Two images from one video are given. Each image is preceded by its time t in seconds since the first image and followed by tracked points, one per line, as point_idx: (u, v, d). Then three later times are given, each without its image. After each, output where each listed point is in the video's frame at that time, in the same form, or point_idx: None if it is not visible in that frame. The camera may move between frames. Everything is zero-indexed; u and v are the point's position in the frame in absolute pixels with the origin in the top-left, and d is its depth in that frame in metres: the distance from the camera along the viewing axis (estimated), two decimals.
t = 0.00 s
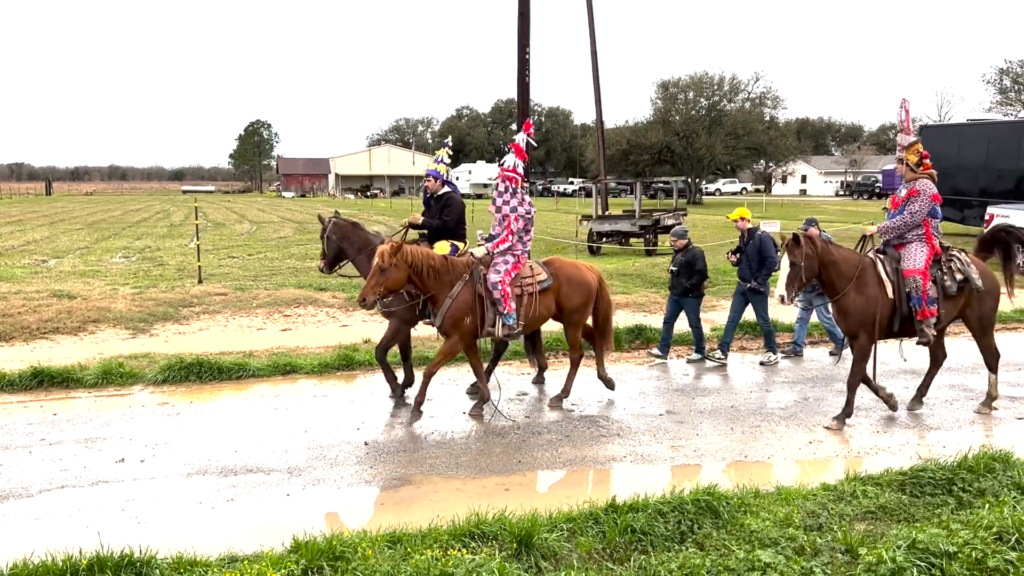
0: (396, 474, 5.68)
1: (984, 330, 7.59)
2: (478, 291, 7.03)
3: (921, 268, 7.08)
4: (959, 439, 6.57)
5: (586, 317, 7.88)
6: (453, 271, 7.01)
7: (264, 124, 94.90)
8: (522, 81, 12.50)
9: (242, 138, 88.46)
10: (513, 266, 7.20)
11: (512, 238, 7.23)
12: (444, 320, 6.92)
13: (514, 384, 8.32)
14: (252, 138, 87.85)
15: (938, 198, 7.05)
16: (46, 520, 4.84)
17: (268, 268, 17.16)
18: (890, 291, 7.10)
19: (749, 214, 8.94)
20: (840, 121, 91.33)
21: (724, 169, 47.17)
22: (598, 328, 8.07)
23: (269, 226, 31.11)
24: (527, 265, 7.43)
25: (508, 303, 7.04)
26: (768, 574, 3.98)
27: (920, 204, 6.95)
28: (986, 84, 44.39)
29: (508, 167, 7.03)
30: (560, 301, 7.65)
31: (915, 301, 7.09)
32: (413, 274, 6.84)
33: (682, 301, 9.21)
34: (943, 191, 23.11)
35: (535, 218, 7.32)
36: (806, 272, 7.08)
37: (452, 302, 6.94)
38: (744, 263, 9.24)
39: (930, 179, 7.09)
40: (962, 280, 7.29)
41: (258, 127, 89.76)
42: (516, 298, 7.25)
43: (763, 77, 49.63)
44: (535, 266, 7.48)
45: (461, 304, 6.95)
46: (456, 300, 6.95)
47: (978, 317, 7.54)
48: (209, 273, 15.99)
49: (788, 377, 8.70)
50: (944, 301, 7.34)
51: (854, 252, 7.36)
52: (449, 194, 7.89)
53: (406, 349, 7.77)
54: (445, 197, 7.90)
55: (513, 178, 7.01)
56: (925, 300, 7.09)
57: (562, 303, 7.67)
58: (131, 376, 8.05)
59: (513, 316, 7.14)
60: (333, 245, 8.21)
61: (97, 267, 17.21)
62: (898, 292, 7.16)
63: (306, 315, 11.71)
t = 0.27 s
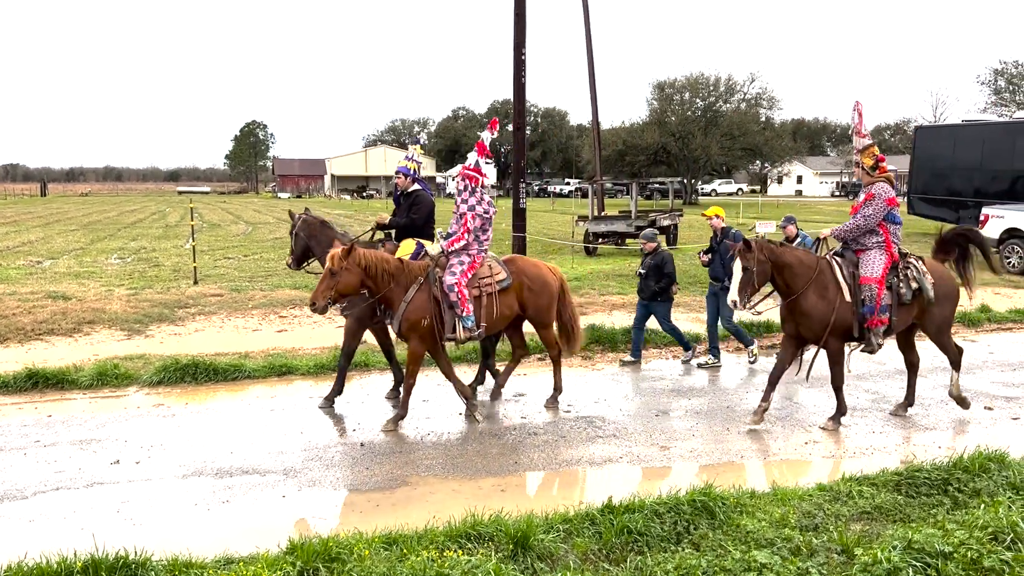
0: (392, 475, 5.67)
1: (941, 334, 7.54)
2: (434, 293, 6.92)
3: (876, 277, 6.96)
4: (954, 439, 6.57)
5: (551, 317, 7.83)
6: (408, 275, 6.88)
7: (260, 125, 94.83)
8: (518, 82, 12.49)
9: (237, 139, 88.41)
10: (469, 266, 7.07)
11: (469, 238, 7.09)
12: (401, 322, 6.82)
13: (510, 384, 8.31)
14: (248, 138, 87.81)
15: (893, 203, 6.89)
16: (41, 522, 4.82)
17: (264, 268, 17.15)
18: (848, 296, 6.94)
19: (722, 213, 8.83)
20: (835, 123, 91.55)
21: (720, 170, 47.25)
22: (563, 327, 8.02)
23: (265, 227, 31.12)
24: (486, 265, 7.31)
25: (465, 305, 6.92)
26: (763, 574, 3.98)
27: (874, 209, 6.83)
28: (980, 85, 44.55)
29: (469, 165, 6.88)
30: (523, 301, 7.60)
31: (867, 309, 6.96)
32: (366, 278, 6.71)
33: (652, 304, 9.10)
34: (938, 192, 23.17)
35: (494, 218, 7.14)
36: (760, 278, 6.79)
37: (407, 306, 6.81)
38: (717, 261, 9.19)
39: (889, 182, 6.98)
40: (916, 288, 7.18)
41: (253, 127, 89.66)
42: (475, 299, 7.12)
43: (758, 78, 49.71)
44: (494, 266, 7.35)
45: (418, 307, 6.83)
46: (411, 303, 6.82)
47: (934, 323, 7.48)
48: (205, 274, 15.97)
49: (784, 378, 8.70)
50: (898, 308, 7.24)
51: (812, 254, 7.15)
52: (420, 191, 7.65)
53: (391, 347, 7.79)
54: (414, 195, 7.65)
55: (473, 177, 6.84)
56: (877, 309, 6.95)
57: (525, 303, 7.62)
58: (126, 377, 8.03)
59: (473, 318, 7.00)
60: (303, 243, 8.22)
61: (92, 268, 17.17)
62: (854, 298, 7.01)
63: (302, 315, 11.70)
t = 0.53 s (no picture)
0: (387, 477, 5.66)
1: (879, 335, 7.35)
2: (389, 294, 6.77)
3: (834, 274, 6.85)
4: (948, 439, 6.59)
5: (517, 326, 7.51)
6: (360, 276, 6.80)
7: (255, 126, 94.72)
8: (514, 82, 12.49)
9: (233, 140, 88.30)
10: (427, 270, 6.92)
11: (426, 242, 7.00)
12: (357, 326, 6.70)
13: (506, 385, 8.30)
14: (243, 139, 87.73)
15: (855, 201, 6.78)
16: (35, 524, 4.81)
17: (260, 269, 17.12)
18: (804, 297, 6.86)
19: (696, 213, 8.70)
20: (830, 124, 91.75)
21: (715, 171, 47.32)
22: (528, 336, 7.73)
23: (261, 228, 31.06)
24: (444, 270, 7.13)
25: (422, 308, 6.78)
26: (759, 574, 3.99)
27: (834, 204, 6.71)
28: (975, 86, 44.72)
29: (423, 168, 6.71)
30: (483, 308, 7.28)
31: (826, 308, 6.88)
32: (314, 281, 6.67)
33: (620, 301, 9.08)
34: (933, 192, 23.23)
35: (450, 222, 7.05)
36: (713, 278, 6.71)
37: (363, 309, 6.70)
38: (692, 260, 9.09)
39: (847, 179, 6.90)
40: (873, 284, 7.10)
41: (249, 128, 89.53)
42: (432, 304, 6.95)
43: (753, 79, 49.82)
44: (454, 271, 7.17)
45: (374, 310, 6.70)
46: (367, 306, 6.70)
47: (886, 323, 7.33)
48: (201, 275, 15.92)
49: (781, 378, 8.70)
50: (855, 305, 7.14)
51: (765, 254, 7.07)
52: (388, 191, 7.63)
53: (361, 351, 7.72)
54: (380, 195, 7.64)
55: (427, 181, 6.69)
56: (836, 306, 6.87)
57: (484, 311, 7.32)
58: (120, 378, 8.01)
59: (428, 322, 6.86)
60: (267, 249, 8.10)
61: (87, 270, 17.13)
62: (811, 297, 6.91)
63: (298, 316, 11.65)
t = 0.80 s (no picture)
0: (382, 478, 5.66)
1: (852, 343, 7.16)
2: (343, 296, 6.68)
3: (787, 281, 6.71)
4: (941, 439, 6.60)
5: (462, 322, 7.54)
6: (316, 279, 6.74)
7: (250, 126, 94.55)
8: (509, 83, 12.49)
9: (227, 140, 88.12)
10: (381, 270, 6.80)
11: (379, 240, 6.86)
12: (308, 328, 6.65)
13: (501, 386, 8.30)
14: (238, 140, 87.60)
15: (809, 210, 6.71)
16: (29, 526, 4.79)
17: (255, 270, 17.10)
18: (755, 304, 6.74)
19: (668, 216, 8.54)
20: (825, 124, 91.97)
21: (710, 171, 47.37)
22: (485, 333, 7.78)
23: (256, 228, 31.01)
24: (398, 268, 7.03)
25: (377, 311, 6.66)
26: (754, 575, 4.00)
27: (789, 215, 6.61)
28: (969, 86, 44.82)
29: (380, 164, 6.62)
30: (436, 306, 7.26)
31: (779, 314, 6.76)
32: (268, 278, 6.60)
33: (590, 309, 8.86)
34: (927, 192, 23.29)
35: (406, 219, 6.93)
36: (664, 288, 6.67)
37: (315, 313, 6.64)
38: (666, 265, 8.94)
39: (804, 188, 6.71)
40: (829, 292, 6.91)
41: (243, 129, 89.33)
42: (386, 304, 6.86)
43: (748, 79, 49.89)
44: (408, 269, 7.07)
45: (327, 314, 6.65)
46: (319, 310, 6.64)
47: (847, 330, 7.14)
48: (196, 276, 15.89)
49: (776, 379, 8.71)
50: (810, 313, 6.96)
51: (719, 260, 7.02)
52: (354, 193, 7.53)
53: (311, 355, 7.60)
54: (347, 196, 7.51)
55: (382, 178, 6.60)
56: (788, 313, 6.75)
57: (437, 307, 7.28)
58: (115, 380, 7.98)
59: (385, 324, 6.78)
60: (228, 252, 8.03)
61: (80, 271, 17.05)
62: (762, 304, 6.81)
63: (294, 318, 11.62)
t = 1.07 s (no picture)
0: (377, 479, 5.65)
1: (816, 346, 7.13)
2: (291, 302, 6.40)
3: (737, 282, 6.56)
4: (934, 439, 6.62)
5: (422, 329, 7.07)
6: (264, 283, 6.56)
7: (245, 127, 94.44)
8: (504, 84, 12.50)
9: (222, 141, 87.98)
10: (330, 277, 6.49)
11: (329, 246, 6.60)
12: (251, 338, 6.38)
13: (496, 387, 8.29)
14: (232, 141, 87.48)
15: (761, 204, 6.66)
16: (23, 528, 4.78)
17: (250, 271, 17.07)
18: (707, 307, 6.57)
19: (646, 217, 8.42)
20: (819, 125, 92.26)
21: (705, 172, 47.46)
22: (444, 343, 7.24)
23: (251, 229, 30.98)
24: (354, 276, 6.71)
25: (322, 318, 6.38)
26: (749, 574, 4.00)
27: (741, 208, 6.57)
28: (962, 87, 44.97)
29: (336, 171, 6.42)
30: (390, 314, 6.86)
31: (732, 316, 6.57)
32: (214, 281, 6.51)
33: (558, 308, 8.75)
34: (920, 193, 23.36)
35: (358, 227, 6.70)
36: (618, 290, 6.49)
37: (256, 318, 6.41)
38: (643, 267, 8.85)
39: (759, 184, 6.73)
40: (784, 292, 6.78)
41: (238, 130, 89.19)
42: (336, 313, 6.56)
43: (743, 80, 50.00)
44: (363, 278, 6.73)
45: (268, 319, 6.40)
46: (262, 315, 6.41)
47: (809, 330, 7.07)
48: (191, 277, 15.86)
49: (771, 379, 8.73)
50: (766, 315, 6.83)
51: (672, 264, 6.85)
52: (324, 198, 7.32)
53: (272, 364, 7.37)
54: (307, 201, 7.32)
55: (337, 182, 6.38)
56: (742, 315, 6.57)
57: (393, 315, 6.86)
58: (109, 381, 7.96)
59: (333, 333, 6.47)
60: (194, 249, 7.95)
61: (75, 272, 17.00)
62: (715, 306, 6.63)
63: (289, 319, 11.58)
